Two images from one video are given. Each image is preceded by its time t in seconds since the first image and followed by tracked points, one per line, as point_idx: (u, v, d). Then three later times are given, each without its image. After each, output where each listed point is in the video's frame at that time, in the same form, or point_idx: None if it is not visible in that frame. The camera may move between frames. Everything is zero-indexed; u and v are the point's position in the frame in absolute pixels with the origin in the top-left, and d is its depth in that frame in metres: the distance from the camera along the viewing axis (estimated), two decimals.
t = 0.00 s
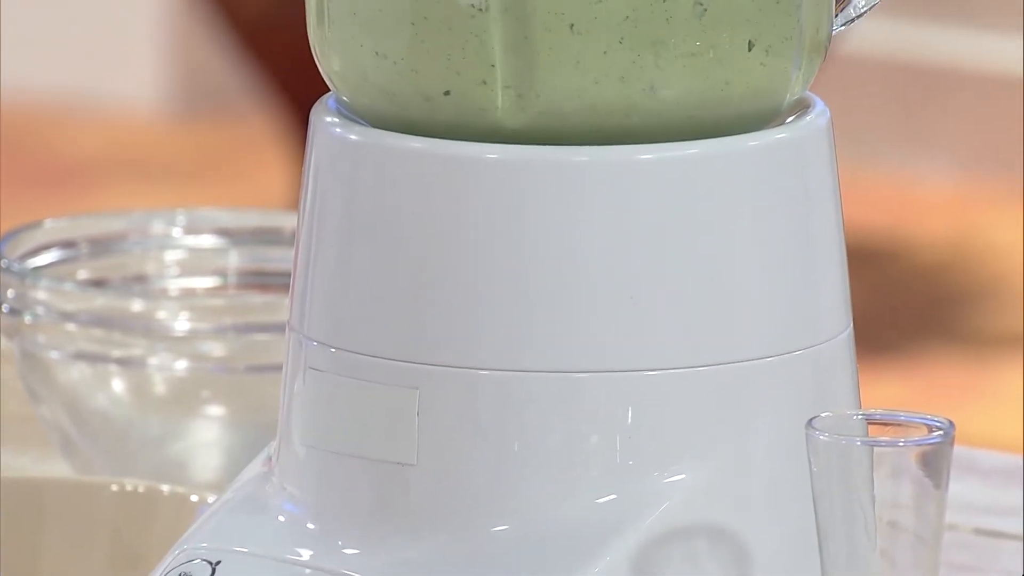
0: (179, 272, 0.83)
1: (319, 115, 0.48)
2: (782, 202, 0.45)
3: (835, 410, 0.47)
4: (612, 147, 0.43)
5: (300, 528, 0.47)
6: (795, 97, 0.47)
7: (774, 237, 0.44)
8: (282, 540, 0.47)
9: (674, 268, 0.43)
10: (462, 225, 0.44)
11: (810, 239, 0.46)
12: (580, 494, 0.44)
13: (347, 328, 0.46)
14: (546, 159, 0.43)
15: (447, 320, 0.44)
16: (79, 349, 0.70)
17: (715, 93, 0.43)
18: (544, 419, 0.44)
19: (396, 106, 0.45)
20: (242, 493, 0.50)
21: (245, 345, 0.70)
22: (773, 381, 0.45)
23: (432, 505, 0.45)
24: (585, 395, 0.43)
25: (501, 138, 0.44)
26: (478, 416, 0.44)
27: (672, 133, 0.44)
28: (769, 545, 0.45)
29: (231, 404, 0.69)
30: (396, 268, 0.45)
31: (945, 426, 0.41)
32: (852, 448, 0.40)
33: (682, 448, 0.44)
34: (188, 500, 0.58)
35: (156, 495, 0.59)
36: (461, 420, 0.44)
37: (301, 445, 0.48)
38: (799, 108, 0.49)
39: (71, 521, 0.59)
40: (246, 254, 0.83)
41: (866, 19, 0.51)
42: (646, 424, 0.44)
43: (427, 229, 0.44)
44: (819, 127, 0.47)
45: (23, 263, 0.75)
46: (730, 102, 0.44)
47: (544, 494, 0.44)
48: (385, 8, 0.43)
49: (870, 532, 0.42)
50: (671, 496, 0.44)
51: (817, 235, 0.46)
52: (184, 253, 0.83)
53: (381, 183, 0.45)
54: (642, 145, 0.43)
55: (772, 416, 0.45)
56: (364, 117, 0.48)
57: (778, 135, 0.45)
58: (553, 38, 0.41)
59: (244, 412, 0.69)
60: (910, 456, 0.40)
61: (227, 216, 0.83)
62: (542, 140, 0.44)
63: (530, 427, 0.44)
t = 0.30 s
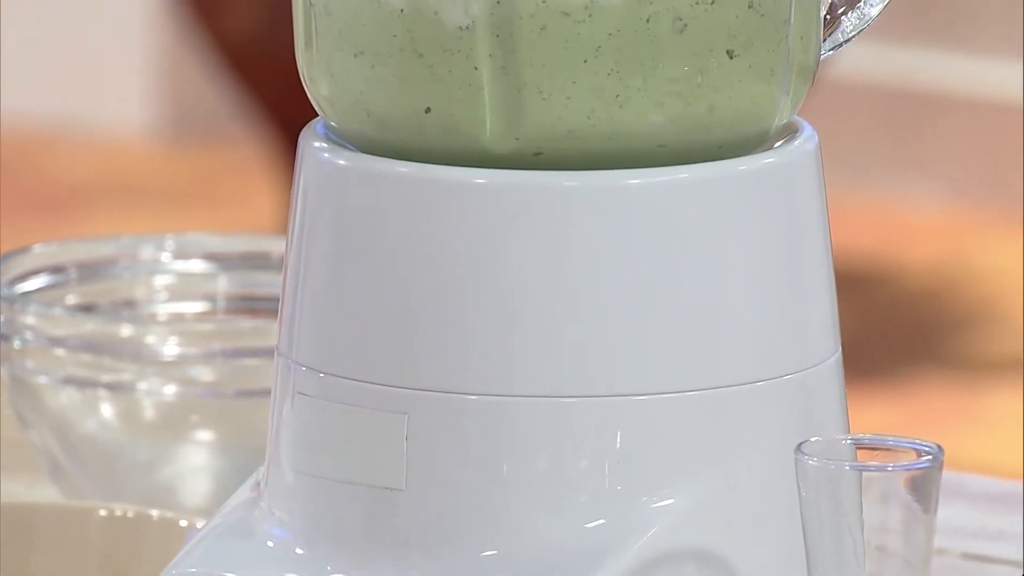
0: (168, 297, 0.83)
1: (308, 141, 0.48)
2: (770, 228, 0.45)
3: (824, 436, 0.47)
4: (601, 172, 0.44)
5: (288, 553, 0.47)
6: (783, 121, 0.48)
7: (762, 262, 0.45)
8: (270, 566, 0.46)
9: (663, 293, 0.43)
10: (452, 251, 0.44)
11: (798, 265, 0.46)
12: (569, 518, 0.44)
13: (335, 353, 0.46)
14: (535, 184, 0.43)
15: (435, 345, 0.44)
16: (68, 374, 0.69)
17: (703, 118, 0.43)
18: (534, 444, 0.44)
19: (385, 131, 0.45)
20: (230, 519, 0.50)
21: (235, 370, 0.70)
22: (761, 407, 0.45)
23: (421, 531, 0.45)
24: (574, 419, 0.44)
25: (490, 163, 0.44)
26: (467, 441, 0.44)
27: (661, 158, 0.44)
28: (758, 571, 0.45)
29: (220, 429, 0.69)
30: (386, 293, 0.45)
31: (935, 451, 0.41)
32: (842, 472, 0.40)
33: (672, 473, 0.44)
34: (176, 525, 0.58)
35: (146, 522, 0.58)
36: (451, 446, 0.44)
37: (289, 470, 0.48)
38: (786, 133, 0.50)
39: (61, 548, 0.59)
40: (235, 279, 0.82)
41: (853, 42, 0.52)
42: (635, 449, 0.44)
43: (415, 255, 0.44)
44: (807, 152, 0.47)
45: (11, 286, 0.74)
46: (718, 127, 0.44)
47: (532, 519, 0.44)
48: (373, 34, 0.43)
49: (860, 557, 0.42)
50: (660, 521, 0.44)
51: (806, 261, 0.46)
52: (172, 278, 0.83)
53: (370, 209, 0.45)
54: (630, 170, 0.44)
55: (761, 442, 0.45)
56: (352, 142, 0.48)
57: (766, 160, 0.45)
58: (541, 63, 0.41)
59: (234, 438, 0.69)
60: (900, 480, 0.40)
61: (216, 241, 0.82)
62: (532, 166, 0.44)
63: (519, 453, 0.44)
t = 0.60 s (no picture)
0: (161, 323, 0.83)
1: (301, 168, 0.48)
2: (763, 256, 0.45)
3: (817, 462, 0.47)
4: (595, 198, 0.44)
5: None
6: (776, 149, 0.48)
7: (754, 289, 0.45)
8: None
9: (656, 320, 0.44)
10: (445, 278, 0.44)
11: (790, 291, 0.46)
12: (561, 545, 0.44)
13: (328, 380, 0.46)
14: (528, 211, 0.43)
15: (429, 370, 0.44)
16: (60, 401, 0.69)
17: (697, 144, 0.43)
18: (527, 471, 0.44)
19: (378, 157, 0.45)
20: (223, 545, 0.50)
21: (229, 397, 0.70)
22: (754, 433, 0.45)
23: (413, 557, 0.45)
24: (567, 446, 0.44)
25: (484, 190, 0.44)
26: (460, 467, 0.44)
27: (653, 184, 0.45)
28: None
29: (213, 456, 0.69)
30: (379, 319, 0.45)
31: (927, 477, 0.41)
32: (834, 498, 0.40)
33: (665, 500, 0.44)
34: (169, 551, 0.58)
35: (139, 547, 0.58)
36: (443, 472, 0.44)
37: (281, 496, 0.48)
38: (779, 159, 0.50)
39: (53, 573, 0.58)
40: (227, 305, 0.82)
41: (845, 68, 0.52)
42: (628, 476, 0.44)
43: (408, 282, 0.44)
44: (800, 178, 0.47)
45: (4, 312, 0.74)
46: (711, 152, 0.44)
47: (525, 547, 0.44)
48: (366, 60, 0.43)
49: None
50: (652, 548, 0.44)
51: (799, 289, 0.46)
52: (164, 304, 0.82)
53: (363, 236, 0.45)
54: (623, 197, 0.44)
55: (754, 467, 0.45)
56: (345, 169, 0.48)
57: (759, 187, 0.45)
58: (534, 89, 0.41)
59: (227, 464, 0.69)
60: (892, 506, 0.40)
61: (207, 266, 0.82)
62: (525, 192, 0.44)
63: (512, 479, 0.44)
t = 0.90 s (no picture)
0: (152, 353, 0.82)
1: (293, 197, 0.49)
2: (754, 286, 0.45)
3: (809, 489, 0.47)
4: (587, 228, 0.44)
5: None
6: (768, 177, 0.48)
7: (744, 318, 0.45)
8: None
9: (647, 350, 0.44)
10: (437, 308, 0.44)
11: (781, 320, 0.46)
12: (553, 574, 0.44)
13: (321, 409, 0.46)
14: (520, 241, 0.43)
15: (423, 400, 0.44)
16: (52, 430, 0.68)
17: (688, 172, 0.44)
18: (518, 499, 0.44)
19: (371, 186, 0.45)
20: None
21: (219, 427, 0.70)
22: (746, 462, 0.45)
23: None
24: (559, 474, 0.44)
25: (476, 219, 0.45)
26: (451, 496, 0.44)
27: (646, 214, 0.45)
28: None
29: (203, 485, 0.69)
30: (371, 349, 0.45)
31: (919, 507, 0.42)
32: (825, 526, 0.40)
33: (657, 528, 0.44)
34: None
35: None
36: (436, 501, 0.44)
37: (273, 526, 0.48)
38: (771, 188, 0.50)
39: None
40: (218, 335, 0.82)
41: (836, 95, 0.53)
42: (619, 505, 0.44)
43: (399, 312, 0.44)
44: (791, 208, 0.47)
45: None
46: (702, 180, 0.44)
47: None
48: (357, 90, 0.43)
49: None
50: None
51: (790, 318, 0.46)
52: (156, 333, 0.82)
53: (354, 266, 0.45)
54: (616, 226, 0.44)
55: (746, 496, 0.45)
56: (337, 197, 0.48)
57: (750, 215, 0.45)
58: (526, 120, 0.41)
59: (219, 494, 0.68)
60: (884, 535, 0.40)
61: (199, 296, 0.82)
62: (518, 221, 0.44)
63: (503, 509, 0.44)
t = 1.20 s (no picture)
0: (142, 383, 0.82)
1: (283, 227, 0.49)
2: (744, 316, 0.45)
3: (800, 519, 0.47)
4: (578, 258, 0.44)
5: None
6: (757, 207, 0.49)
7: (734, 348, 0.45)
8: None
9: (637, 380, 0.44)
10: (427, 338, 0.44)
11: (771, 349, 0.46)
12: None
13: (310, 439, 0.46)
14: (510, 271, 0.43)
15: (412, 429, 0.44)
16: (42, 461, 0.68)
17: (677, 202, 0.44)
18: (508, 529, 0.44)
19: (362, 215, 0.45)
20: None
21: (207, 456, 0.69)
22: (735, 492, 0.45)
23: None
24: (550, 504, 0.44)
25: (467, 249, 0.45)
26: (441, 525, 0.44)
27: (637, 244, 0.45)
28: None
29: (192, 515, 0.68)
30: (362, 378, 0.45)
31: (908, 537, 0.42)
32: (815, 557, 0.40)
33: (647, 558, 0.44)
34: None
35: None
36: (427, 531, 0.44)
37: (263, 556, 0.48)
38: (761, 219, 0.51)
39: None
40: (208, 364, 0.82)
41: (826, 128, 0.53)
42: (609, 534, 0.44)
43: (389, 342, 0.44)
44: (781, 238, 0.48)
45: None
46: (691, 210, 0.45)
47: None
48: (348, 120, 0.44)
49: None
50: None
51: (780, 348, 0.47)
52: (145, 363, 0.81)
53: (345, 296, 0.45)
54: (606, 255, 0.44)
55: (736, 526, 0.45)
56: (327, 227, 0.48)
57: (740, 245, 0.46)
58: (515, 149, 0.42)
59: (207, 523, 0.68)
60: (874, 564, 0.40)
61: (189, 326, 0.82)
62: (508, 251, 0.44)
63: (494, 538, 0.44)
